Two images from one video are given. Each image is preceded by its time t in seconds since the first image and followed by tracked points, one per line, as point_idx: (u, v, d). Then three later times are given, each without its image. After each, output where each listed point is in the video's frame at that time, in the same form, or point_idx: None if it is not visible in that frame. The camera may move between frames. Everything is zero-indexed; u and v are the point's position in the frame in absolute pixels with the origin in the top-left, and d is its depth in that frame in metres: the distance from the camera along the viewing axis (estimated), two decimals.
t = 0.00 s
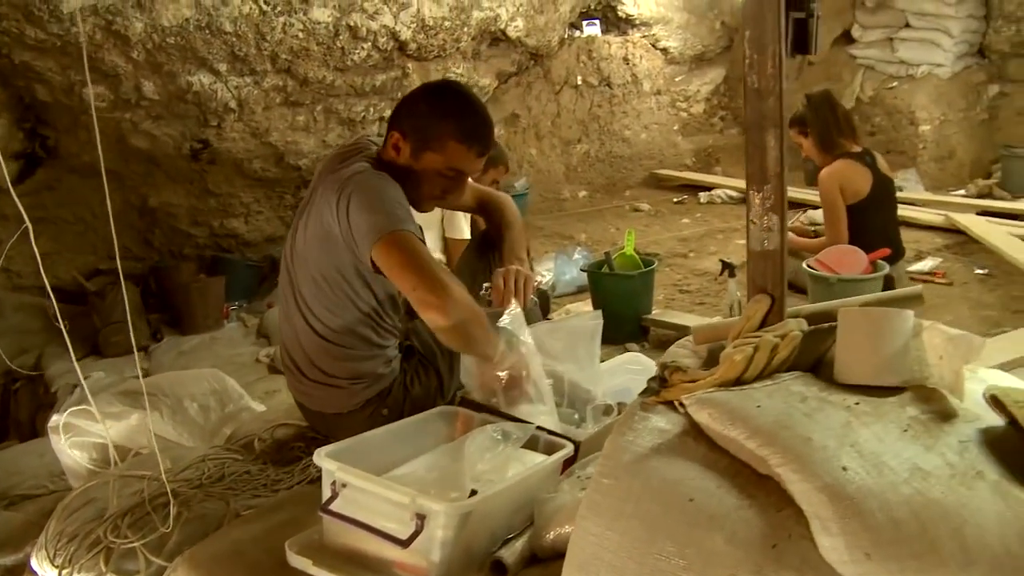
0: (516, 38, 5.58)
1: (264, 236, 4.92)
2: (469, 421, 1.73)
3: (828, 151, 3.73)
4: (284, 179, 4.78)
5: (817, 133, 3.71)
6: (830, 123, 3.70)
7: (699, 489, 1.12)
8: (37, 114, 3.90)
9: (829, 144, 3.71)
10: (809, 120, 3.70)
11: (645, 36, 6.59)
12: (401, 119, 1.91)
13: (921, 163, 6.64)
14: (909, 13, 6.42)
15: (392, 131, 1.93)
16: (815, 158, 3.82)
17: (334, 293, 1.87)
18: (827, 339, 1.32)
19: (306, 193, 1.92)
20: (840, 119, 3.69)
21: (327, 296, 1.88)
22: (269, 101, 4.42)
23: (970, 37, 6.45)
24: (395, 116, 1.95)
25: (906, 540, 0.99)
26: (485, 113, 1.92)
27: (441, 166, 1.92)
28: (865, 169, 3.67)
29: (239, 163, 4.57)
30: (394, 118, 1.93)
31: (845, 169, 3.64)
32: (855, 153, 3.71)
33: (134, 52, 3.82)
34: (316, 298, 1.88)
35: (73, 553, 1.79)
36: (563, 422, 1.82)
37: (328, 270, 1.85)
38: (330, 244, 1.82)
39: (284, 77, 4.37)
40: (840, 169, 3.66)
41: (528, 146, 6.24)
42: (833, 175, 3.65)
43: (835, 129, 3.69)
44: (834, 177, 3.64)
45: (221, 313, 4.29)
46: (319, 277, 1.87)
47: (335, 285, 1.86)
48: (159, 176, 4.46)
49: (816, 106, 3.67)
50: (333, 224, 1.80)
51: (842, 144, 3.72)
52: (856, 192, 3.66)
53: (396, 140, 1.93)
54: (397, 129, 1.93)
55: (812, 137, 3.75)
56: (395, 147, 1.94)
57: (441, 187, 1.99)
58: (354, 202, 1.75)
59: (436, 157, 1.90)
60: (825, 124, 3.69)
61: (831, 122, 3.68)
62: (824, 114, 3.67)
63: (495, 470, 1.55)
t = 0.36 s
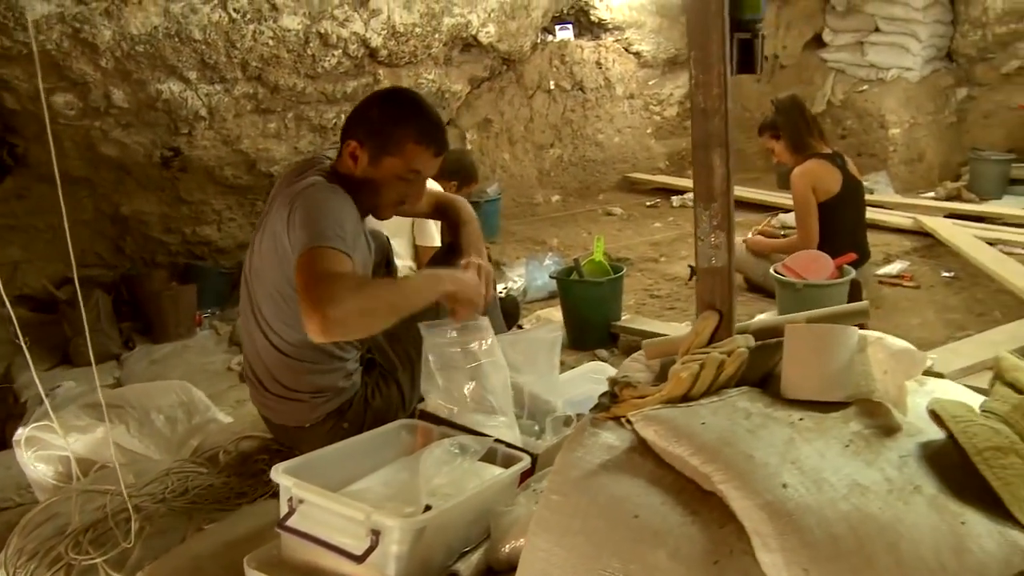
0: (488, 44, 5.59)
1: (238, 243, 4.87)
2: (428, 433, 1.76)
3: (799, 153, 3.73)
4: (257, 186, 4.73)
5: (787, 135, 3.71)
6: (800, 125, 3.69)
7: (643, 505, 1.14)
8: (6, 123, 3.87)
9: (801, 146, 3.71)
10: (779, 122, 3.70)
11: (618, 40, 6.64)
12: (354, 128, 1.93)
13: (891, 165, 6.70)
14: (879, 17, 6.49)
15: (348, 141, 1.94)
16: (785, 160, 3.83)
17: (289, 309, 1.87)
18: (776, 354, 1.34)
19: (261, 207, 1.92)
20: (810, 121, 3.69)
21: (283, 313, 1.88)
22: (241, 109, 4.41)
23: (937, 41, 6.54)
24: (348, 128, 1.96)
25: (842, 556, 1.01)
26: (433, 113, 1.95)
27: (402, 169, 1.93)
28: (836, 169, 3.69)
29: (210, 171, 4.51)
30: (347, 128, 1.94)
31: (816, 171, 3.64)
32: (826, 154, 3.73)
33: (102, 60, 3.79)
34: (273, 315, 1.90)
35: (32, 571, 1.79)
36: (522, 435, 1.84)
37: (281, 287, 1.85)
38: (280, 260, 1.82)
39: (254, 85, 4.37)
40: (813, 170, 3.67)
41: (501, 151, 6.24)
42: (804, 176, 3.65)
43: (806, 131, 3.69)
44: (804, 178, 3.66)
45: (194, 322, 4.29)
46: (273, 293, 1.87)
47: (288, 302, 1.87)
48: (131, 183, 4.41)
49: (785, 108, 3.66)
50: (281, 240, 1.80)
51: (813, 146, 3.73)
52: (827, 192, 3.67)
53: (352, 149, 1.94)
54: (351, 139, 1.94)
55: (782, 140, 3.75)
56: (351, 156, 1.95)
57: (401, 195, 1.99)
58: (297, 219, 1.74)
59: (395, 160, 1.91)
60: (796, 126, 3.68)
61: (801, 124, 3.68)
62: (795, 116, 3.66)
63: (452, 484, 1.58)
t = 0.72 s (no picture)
0: (457, 48, 5.58)
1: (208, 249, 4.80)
2: (385, 444, 1.78)
3: (773, 149, 3.68)
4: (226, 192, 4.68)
5: (761, 132, 3.64)
6: (775, 120, 3.63)
7: (589, 519, 1.16)
8: None
9: (777, 141, 3.65)
10: (753, 118, 3.63)
11: (589, 43, 6.66)
12: (309, 120, 1.97)
13: (860, 167, 6.75)
14: (847, 20, 6.54)
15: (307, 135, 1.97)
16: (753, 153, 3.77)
17: (248, 324, 1.89)
18: (725, 364, 1.35)
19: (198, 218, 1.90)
20: (784, 117, 3.64)
21: (240, 328, 1.90)
22: (208, 115, 4.34)
23: (904, 44, 6.63)
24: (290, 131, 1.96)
25: (782, 569, 1.02)
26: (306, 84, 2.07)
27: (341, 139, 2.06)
28: (813, 164, 3.69)
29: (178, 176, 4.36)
30: (295, 128, 1.96)
31: (795, 167, 3.63)
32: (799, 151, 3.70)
33: (67, 66, 3.70)
34: (233, 332, 1.91)
35: None
36: (482, 445, 1.85)
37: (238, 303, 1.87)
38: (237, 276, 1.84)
39: (222, 91, 4.32)
40: (789, 166, 3.63)
41: (472, 155, 6.21)
42: (784, 171, 3.64)
43: (782, 127, 3.64)
44: (784, 173, 3.65)
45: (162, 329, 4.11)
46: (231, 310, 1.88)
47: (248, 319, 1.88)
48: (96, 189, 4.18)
49: (761, 104, 3.59)
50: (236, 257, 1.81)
51: (788, 142, 3.69)
52: (807, 186, 3.67)
53: (314, 140, 1.99)
54: (307, 132, 1.98)
55: (756, 136, 3.67)
56: (311, 147, 1.99)
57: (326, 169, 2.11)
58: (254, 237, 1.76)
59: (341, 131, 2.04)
60: (771, 121, 3.62)
61: (777, 120, 3.63)
62: (771, 111, 3.60)
63: (408, 495, 1.60)
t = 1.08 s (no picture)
0: (430, 51, 5.57)
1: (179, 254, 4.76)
2: (347, 453, 1.79)
3: (734, 161, 3.76)
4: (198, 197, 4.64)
5: (721, 144, 3.73)
6: (734, 133, 3.70)
7: (541, 530, 1.18)
8: None
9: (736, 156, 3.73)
10: (714, 130, 3.71)
11: (562, 45, 6.70)
12: (216, 124, 2.04)
13: (833, 168, 6.79)
14: (818, 22, 6.60)
15: (217, 139, 2.04)
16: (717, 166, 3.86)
17: (210, 327, 1.91)
18: (680, 372, 1.36)
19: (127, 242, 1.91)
20: (745, 130, 3.70)
21: (201, 334, 1.92)
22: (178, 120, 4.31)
23: (874, 46, 6.71)
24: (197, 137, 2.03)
25: None
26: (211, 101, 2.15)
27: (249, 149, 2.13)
28: (769, 178, 3.74)
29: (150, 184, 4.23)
30: (202, 133, 2.02)
31: (750, 181, 3.70)
32: (760, 162, 3.78)
33: (34, 71, 3.65)
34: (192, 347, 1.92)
35: None
36: (444, 453, 1.86)
37: (199, 310, 1.90)
38: (196, 275, 1.87)
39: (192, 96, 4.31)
40: (748, 178, 3.71)
41: (445, 158, 6.19)
42: (735, 188, 3.71)
43: (741, 140, 3.71)
44: (739, 186, 3.71)
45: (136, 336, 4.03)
46: (190, 315, 1.90)
47: (209, 322, 1.91)
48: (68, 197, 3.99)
49: (721, 116, 3.68)
50: (198, 252, 1.86)
51: (749, 154, 3.76)
52: (761, 201, 3.72)
53: (221, 144, 2.05)
54: (216, 136, 2.04)
55: (716, 148, 3.77)
56: (220, 152, 2.06)
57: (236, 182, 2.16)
58: (218, 222, 1.84)
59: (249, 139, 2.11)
60: (730, 134, 3.69)
61: (735, 133, 3.69)
62: (730, 125, 3.68)
63: (367, 505, 1.60)
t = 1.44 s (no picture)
0: (403, 55, 5.55)
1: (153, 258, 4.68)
2: (312, 461, 1.79)
3: (698, 166, 3.78)
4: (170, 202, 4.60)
5: (683, 151, 3.75)
6: (698, 139, 3.73)
7: (498, 541, 1.19)
8: None
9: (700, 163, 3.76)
10: (676, 138, 3.73)
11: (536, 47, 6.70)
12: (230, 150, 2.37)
13: (807, 170, 6.82)
14: (791, 24, 6.63)
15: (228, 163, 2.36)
16: (682, 175, 3.88)
17: (208, 304, 1.98)
18: (637, 382, 1.36)
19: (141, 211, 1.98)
20: (707, 136, 3.73)
21: (200, 310, 1.98)
22: (149, 125, 4.28)
23: (847, 48, 6.75)
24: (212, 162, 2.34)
25: None
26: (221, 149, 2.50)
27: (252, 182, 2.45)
28: (736, 180, 3.76)
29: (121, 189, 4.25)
30: (218, 152, 2.34)
31: (714, 186, 3.72)
32: (724, 165, 3.81)
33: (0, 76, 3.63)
34: (187, 319, 1.98)
35: None
36: (409, 461, 1.86)
37: (201, 283, 1.97)
38: (209, 252, 1.96)
39: (163, 100, 4.27)
40: (714, 182, 3.75)
41: (420, 161, 6.19)
42: (702, 191, 3.72)
43: (703, 145, 3.73)
44: (705, 190, 3.73)
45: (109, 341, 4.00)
46: (193, 290, 1.97)
47: (211, 298, 1.98)
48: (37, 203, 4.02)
49: (682, 123, 3.69)
50: (216, 229, 1.96)
51: (712, 159, 3.78)
52: (729, 204, 3.74)
53: (233, 167, 2.37)
54: (229, 161, 2.36)
55: (680, 156, 3.79)
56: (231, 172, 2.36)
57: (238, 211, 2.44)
58: (238, 205, 1.96)
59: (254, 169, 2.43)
60: (693, 141, 3.72)
61: (697, 139, 3.72)
62: (691, 131, 3.70)
63: (330, 514, 1.60)
